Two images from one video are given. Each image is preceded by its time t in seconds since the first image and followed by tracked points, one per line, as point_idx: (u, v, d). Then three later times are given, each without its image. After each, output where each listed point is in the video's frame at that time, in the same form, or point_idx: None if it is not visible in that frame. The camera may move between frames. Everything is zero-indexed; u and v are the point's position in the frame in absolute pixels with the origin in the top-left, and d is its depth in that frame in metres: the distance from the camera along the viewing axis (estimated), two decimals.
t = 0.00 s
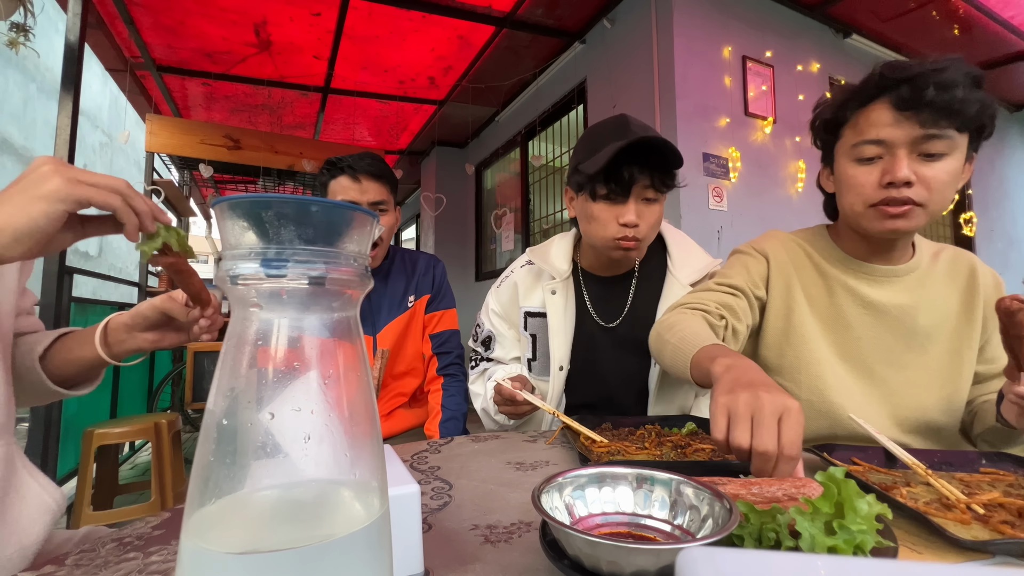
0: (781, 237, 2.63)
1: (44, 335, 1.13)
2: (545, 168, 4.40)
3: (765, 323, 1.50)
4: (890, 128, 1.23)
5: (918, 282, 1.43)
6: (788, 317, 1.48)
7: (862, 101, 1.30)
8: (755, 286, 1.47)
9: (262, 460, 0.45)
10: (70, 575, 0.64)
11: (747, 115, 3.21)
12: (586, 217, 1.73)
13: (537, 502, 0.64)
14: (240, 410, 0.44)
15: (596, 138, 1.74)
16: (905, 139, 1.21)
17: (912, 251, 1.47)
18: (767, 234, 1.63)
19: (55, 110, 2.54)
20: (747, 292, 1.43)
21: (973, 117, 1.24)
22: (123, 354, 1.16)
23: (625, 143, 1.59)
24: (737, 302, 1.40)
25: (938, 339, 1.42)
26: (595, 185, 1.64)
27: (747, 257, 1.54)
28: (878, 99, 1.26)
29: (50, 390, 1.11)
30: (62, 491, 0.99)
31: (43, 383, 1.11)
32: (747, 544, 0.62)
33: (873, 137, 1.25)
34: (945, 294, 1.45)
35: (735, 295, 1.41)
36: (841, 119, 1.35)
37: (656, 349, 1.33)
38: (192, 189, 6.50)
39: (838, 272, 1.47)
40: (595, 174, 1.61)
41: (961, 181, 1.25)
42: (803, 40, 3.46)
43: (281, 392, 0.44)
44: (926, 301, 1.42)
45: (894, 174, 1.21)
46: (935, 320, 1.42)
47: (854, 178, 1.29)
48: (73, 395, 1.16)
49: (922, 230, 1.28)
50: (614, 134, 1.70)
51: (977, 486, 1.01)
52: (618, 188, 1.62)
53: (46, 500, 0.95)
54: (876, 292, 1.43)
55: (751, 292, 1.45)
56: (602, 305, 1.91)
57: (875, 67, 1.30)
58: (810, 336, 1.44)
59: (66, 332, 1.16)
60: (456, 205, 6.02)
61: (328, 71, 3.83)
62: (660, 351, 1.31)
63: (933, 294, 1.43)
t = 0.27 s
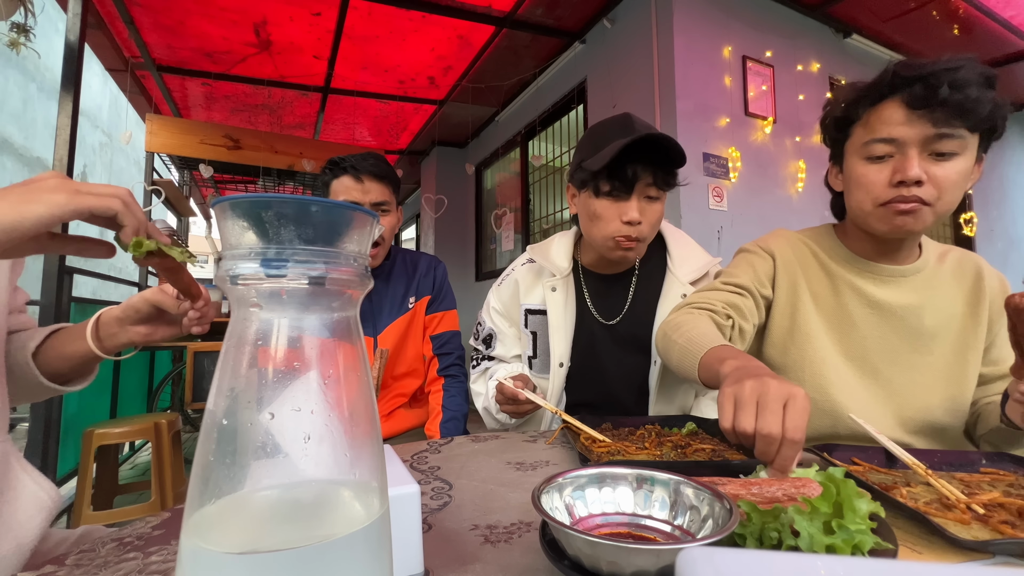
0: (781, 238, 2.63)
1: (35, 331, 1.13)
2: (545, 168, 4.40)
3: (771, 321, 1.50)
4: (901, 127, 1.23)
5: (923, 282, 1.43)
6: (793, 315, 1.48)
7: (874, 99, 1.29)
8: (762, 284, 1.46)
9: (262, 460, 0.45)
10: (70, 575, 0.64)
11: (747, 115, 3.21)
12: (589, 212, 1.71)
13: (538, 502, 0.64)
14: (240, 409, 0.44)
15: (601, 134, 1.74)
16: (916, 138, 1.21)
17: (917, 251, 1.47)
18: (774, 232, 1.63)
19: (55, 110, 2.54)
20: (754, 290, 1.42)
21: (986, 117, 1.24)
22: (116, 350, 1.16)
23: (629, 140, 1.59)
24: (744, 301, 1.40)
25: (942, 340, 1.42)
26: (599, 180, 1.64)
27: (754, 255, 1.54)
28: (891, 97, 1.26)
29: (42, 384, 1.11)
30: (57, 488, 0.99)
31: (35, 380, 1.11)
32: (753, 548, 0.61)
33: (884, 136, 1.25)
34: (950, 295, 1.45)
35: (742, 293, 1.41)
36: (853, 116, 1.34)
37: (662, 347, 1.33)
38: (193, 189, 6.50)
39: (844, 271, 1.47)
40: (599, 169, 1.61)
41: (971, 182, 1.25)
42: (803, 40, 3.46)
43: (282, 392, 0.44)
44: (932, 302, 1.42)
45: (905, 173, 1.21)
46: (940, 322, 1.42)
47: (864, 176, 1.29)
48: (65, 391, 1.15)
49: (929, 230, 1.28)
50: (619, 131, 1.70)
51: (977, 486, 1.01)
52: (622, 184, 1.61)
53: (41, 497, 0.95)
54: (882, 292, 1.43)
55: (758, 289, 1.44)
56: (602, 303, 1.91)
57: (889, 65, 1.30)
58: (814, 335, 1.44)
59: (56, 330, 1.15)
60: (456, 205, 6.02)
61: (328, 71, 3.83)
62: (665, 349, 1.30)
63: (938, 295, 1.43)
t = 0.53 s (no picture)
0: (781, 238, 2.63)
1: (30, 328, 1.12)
2: (545, 169, 4.40)
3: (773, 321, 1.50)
4: (910, 127, 1.23)
5: (926, 283, 1.43)
6: (796, 315, 1.48)
7: (883, 98, 1.29)
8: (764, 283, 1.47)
9: (262, 460, 0.45)
10: (70, 575, 0.64)
11: (747, 115, 3.21)
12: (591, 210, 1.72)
13: (538, 502, 0.64)
14: (240, 409, 0.44)
15: (608, 132, 1.74)
16: (924, 138, 1.21)
17: (920, 252, 1.47)
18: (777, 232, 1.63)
19: (55, 110, 2.54)
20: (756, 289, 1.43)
21: (994, 120, 1.24)
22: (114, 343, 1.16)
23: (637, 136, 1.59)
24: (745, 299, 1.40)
25: (944, 341, 1.42)
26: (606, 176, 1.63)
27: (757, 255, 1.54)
28: (901, 96, 1.25)
29: (42, 379, 1.11)
30: (53, 486, 0.99)
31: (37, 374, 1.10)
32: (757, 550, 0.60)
33: (893, 135, 1.24)
34: (952, 296, 1.45)
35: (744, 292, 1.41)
36: (860, 115, 1.35)
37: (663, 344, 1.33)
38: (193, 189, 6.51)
39: (848, 271, 1.47)
40: (605, 166, 1.61)
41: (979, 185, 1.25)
42: (803, 40, 3.46)
43: (281, 392, 0.44)
44: (935, 302, 1.42)
45: (911, 173, 1.20)
46: (942, 322, 1.42)
47: (870, 175, 1.28)
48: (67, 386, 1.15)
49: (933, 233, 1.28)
50: (626, 129, 1.70)
51: (977, 486, 1.01)
52: (629, 181, 1.61)
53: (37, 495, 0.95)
54: (885, 292, 1.43)
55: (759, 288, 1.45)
56: (602, 302, 1.91)
57: (899, 64, 1.30)
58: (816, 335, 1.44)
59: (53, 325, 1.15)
60: (456, 205, 6.02)
61: (329, 71, 3.82)
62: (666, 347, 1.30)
63: (941, 296, 1.43)
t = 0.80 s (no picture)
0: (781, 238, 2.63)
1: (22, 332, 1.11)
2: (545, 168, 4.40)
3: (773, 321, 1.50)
4: (911, 126, 1.23)
5: (925, 283, 1.43)
6: (796, 315, 1.48)
7: (884, 98, 1.29)
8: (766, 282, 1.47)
9: (262, 460, 0.45)
10: (69, 575, 0.64)
11: (747, 115, 3.21)
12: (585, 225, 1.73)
13: (539, 502, 0.64)
14: (240, 409, 0.44)
15: (601, 147, 1.69)
16: (925, 137, 1.21)
17: (919, 253, 1.47)
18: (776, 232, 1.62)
19: (55, 110, 2.54)
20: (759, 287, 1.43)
21: (993, 120, 1.24)
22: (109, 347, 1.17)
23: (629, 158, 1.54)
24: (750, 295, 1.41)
25: (943, 341, 1.43)
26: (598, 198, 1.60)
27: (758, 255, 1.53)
28: (902, 95, 1.25)
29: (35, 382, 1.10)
30: (53, 487, 0.98)
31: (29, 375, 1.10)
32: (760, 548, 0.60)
33: (893, 134, 1.24)
34: (951, 296, 1.45)
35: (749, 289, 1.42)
36: (861, 114, 1.34)
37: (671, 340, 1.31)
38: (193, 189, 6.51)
39: (847, 272, 1.47)
40: (597, 188, 1.57)
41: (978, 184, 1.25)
42: (803, 40, 3.46)
43: (281, 392, 0.44)
44: (934, 303, 1.42)
45: (912, 172, 1.21)
46: (941, 322, 1.42)
47: (870, 175, 1.28)
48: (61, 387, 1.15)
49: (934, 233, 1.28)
50: (620, 146, 1.66)
51: (977, 486, 1.01)
52: (620, 204, 1.58)
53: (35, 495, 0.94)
54: (884, 293, 1.43)
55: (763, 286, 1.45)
56: (602, 302, 1.91)
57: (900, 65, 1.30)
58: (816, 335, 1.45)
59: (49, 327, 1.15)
60: (456, 205, 6.02)
61: (329, 71, 3.83)
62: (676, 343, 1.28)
63: (940, 296, 1.43)
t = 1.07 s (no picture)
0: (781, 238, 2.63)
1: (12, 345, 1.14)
2: (545, 169, 4.40)
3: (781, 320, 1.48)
4: (916, 121, 1.22)
5: (927, 284, 1.43)
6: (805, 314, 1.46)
7: (886, 94, 1.28)
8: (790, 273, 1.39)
9: (262, 460, 0.45)
10: (70, 575, 0.64)
11: (747, 115, 3.21)
12: (582, 235, 1.73)
13: (538, 502, 0.64)
14: (240, 409, 0.44)
15: (588, 162, 1.69)
16: (931, 133, 1.20)
17: (921, 253, 1.47)
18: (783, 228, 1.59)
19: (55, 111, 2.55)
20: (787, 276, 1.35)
21: (995, 117, 1.24)
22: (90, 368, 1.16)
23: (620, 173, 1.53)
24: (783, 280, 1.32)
25: (944, 342, 1.43)
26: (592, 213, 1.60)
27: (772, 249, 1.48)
28: (907, 91, 1.24)
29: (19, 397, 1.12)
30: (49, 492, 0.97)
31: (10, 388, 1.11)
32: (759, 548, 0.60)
33: (898, 129, 1.23)
34: (952, 296, 1.45)
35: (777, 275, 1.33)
36: (865, 110, 1.33)
37: (711, 319, 1.16)
38: (193, 189, 6.51)
39: (854, 272, 1.45)
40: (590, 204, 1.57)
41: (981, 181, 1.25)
42: (803, 40, 3.46)
43: (282, 392, 0.44)
44: (936, 303, 1.42)
45: (918, 167, 1.19)
46: (943, 323, 1.42)
47: (875, 171, 1.27)
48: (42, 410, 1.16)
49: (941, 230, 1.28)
50: (608, 159, 1.65)
51: (977, 486, 1.01)
52: (615, 217, 1.57)
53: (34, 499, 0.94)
54: (889, 293, 1.42)
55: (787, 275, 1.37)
56: (600, 301, 1.91)
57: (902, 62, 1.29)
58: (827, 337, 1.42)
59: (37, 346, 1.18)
60: (456, 205, 6.02)
61: (328, 71, 3.82)
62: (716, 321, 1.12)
63: (942, 297, 1.43)
